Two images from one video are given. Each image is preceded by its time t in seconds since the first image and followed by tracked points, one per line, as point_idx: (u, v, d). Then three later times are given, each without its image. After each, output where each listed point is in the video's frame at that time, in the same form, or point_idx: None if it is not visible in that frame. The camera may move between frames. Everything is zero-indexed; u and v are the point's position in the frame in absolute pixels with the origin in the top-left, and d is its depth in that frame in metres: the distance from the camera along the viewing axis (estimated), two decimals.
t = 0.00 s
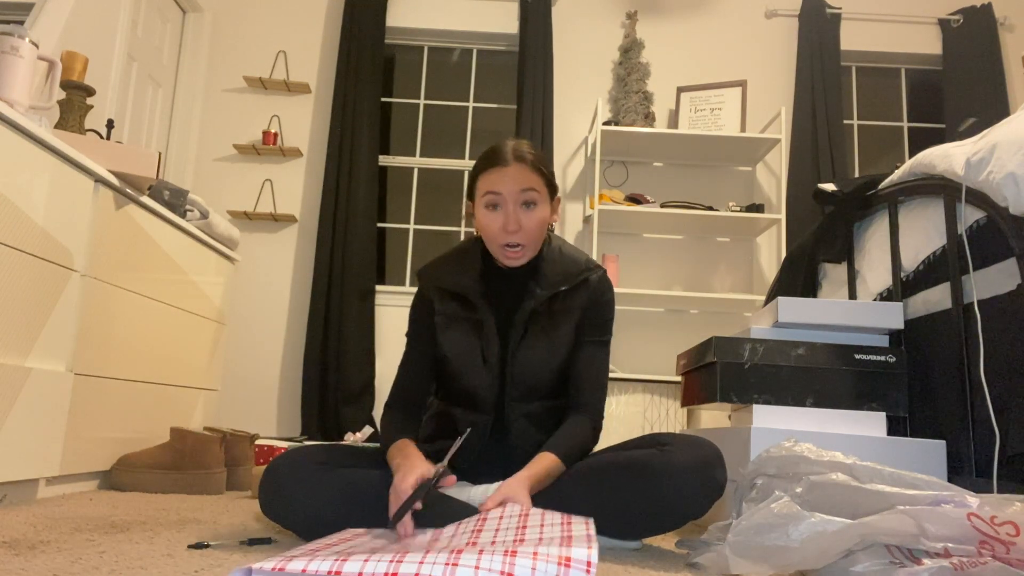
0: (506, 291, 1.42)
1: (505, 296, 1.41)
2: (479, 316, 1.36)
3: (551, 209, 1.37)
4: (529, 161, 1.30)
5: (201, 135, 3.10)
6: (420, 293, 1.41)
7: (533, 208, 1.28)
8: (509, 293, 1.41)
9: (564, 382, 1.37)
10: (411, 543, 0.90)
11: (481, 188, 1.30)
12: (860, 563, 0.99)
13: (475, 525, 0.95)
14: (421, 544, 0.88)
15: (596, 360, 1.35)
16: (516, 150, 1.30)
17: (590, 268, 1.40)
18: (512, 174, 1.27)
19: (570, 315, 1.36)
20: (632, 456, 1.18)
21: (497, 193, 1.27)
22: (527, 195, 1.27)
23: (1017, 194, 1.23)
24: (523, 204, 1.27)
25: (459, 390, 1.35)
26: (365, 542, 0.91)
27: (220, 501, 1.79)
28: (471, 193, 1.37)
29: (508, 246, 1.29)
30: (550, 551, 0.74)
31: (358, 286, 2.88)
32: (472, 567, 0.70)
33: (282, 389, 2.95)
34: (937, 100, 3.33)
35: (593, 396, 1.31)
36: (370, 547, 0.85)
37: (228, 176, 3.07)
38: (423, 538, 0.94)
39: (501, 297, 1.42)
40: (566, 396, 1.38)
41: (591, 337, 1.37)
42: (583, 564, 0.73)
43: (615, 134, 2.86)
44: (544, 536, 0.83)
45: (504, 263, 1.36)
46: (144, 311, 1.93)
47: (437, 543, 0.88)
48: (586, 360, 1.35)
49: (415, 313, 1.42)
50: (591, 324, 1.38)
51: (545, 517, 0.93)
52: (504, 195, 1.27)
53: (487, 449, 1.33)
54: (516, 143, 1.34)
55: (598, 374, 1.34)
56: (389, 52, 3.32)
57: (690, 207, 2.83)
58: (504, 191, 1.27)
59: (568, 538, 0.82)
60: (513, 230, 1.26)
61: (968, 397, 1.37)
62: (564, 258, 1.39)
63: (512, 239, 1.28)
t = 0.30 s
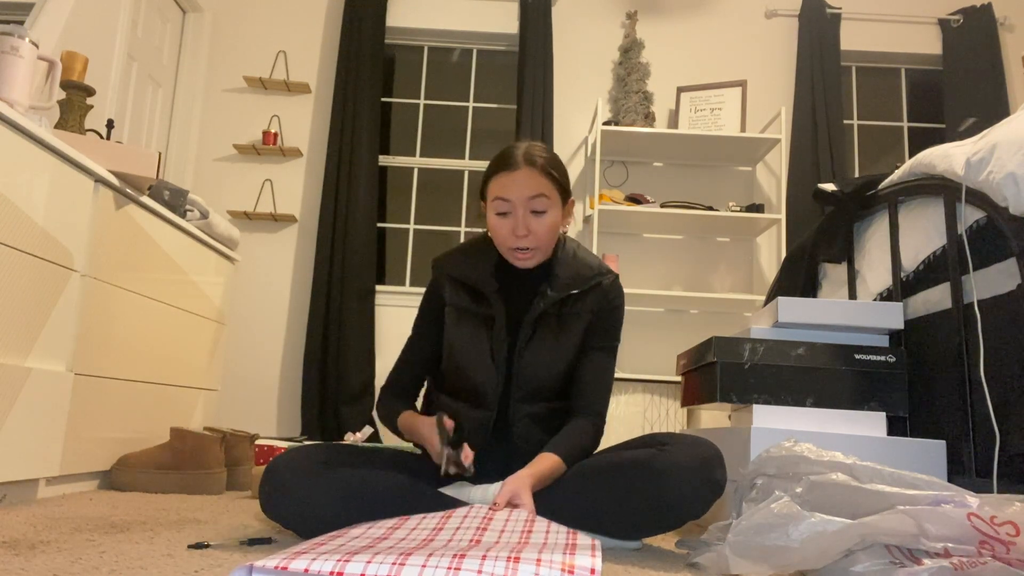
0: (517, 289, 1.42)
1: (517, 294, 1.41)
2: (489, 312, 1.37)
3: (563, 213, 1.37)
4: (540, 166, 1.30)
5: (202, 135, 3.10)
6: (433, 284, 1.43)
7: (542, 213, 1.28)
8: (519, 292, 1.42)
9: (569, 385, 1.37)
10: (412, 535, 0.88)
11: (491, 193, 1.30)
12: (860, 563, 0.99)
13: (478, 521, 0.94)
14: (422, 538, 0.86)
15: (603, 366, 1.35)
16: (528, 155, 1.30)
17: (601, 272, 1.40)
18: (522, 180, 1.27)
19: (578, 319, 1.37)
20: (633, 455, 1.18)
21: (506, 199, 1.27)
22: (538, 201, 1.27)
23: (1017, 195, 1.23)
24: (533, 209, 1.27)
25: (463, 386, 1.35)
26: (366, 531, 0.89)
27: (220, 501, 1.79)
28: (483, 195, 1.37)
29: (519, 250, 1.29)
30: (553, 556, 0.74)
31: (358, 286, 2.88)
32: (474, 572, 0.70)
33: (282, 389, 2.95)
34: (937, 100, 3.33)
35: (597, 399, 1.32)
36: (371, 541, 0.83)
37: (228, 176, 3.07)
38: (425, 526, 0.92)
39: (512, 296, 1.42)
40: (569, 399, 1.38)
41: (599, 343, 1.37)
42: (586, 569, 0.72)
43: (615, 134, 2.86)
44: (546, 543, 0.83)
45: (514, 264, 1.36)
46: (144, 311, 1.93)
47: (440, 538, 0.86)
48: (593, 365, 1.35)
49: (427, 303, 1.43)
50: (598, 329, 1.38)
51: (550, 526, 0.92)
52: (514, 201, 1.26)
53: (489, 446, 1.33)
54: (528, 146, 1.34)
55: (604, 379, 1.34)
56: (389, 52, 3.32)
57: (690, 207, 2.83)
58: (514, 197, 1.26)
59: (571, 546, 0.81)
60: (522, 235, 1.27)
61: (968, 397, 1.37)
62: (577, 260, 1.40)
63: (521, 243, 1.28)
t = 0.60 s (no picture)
0: (514, 290, 1.42)
1: (513, 295, 1.42)
2: (486, 313, 1.37)
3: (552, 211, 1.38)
4: (526, 160, 1.30)
5: (201, 135, 3.10)
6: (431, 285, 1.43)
7: (530, 207, 1.28)
8: (516, 293, 1.42)
9: (566, 386, 1.37)
10: (418, 529, 0.87)
11: (479, 190, 1.30)
12: (860, 563, 1.00)
13: (485, 514, 0.93)
14: (427, 534, 0.85)
15: (598, 369, 1.35)
16: (514, 150, 1.30)
17: (597, 272, 1.40)
18: (508, 174, 1.27)
19: (574, 320, 1.37)
20: (633, 455, 1.18)
21: (493, 194, 1.27)
22: (524, 194, 1.27)
23: (1017, 195, 1.23)
24: (521, 203, 1.27)
25: (462, 388, 1.35)
26: (372, 525, 0.88)
27: (220, 501, 1.79)
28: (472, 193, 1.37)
29: (508, 245, 1.29)
30: (554, 555, 0.74)
31: (358, 285, 2.88)
32: (474, 573, 0.70)
33: (282, 389, 2.95)
34: (937, 100, 3.33)
35: (595, 400, 1.32)
36: (375, 538, 0.83)
37: (228, 176, 3.07)
38: (433, 521, 0.91)
39: (509, 297, 1.42)
40: (565, 402, 1.37)
41: (596, 344, 1.37)
42: (588, 570, 0.72)
43: (615, 134, 2.86)
44: (549, 541, 0.83)
45: (506, 261, 1.36)
46: (145, 311, 1.93)
47: (445, 534, 0.86)
48: (590, 365, 1.35)
49: (425, 306, 1.44)
50: (595, 329, 1.38)
51: (556, 521, 0.91)
52: (501, 196, 1.27)
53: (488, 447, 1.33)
54: (515, 143, 1.35)
55: (601, 380, 1.34)
56: (389, 52, 3.32)
57: (690, 207, 2.83)
58: (500, 192, 1.27)
59: (575, 544, 0.81)
60: (510, 230, 1.27)
61: (968, 397, 1.37)
62: (572, 260, 1.40)
63: (509, 238, 1.28)
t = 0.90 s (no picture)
0: (512, 290, 1.42)
1: (512, 295, 1.42)
2: (484, 313, 1.37)
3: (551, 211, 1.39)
4: (523, 162, 1.30)
5: (201, 135, 3.10)
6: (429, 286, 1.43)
7: (528, 209, 1.28)
8: (515, 293, 1.42)
9: (565, 386, 1.37)
10: (418, 529, 0.88)
11: (476, 192, 1.30)
12: (860, 563, 1.00)
13: (485, 515, 0.93)
14: (427, 535, 0.86)
15: (596, 369, 1.35)
16: (511, 152, 1.30)
17: (594, 271, 1.40)
18: (505, 177, 1.27)
19: (572, 320, 1.36)
20: (633, 456, 1.19)
21: (491, 197, 1.27)
22: (522, 197, 1.27)
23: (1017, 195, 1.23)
24: (518, 206, 1.27)
25: (461, 389, 1.35)
26: (371, 525, 0.88)
27: (220, 501, 1.79)
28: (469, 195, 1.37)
29: (505, 247, 1.29)
30: (554, 556, 0.74)
31: (359, 285, 2.88)
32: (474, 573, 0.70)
33: (282, 389, 2.95)
34: (937, 100, 3.33)
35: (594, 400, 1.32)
36: (375, 538, 0.83)
37: (228, 176, 3.07)
38: (432, 519, 0.91)
39: (507, 297, 1.42)
40: (565, 403, 1.37)
41: (594, 343, 1.37)
42: (588, 571, 0.72)
43: (615, 134, 2.86)
44: (549, 543, 0.83)
45: (503, 263, 1.36)
46: (145, 311, 1.93)
47: (445, 535, 0.86)
48: (588, 365, 1.35)
49: (424, 307, 1.44)
50: (594, 328, 1.38)
51: (556, 523, 0.91)
52: (498, 198, 1.26)
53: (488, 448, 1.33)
54: (512, 144, 1.35)
55: (599, 380, 1.34)
56: (389, 52, 3.32)
57: (690, 207, 2.83)
58: (498, 194, 1.26)
59: (576, 545, 0.81)
60: (508, 232, 1.27)
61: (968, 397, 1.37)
62: (570, 260, 1.39)
63: (507, 240, 1.28)
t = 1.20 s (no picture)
0: (511, 290, 1.42)
1: (510, 295, 1.42)
2: (483, 314, 1.37)
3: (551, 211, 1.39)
4: (522, 164, 1.30)
5: (201, 135, 3.10)
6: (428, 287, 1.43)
7: (527, 211, 1.28)
8: (513, 293, 1.42)
9: (564, 385, 1.37)
10: (418, 531, 0.88)
11: (476, 193, 1.30)
12: (860, 563, 1.00)
13: (485, 518, 0.93)
14: (427, 537, 0.86)
15: (595, 369, 1.35)
16: (511, 153, 1.30)
17: (592, 270, 1.40)
18: (504, 178, 1.27)
19: (570, 319, 1.36)
20: (632, 456, 1.19)
21: (490, 198, 1.27)
22: (521, 198, 1.27)
23: (1017, 195, 1.23)
24: (517, 207, 1.27)
25: (461, 389, 1.35)
26: (371, 527, 0.88)
27: (220, 501, 1.79)
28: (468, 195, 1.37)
29: (505, 248, 1.29)
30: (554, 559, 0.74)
31: (359, 285, 2.88)
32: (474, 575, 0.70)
33: (282, 389, 2.95)
34: (937, 100, 3.33)
35: (592, 399, 1.32)
36: (376, 540, 0.83)
37: (228, 176, 3.07)
38: (432, 522, 0.91)
39: (506, 297, 1.42)
40: (563, 403, 1.37)
41: (592, 342, 1.37)
42: (588, 572, 0.72)
43: (615, 134, 2.86)
44: (549, 546, 0.82)
45: (501, 263, 1.36)
46: (145, 311, 1.93)
47: (444, 537, 0.85)
48: (586, 365, 1.35)
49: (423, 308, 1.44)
50: (592, 328, 1.38)
51: (556, 527, 0.91)
52: (497, 199, 1.27)
53: (488, 448, 1.33)
54: (511, 145, 1.35)
55: (598, 379, 1.34)
56: (389, 53, 3.32)
57: (690, 207, 2.83)
58: (497, 195, 1.26)
59: (575, 549, 0.81)
60: (507, 233, 1.27)
61: (968, 397, 1.37)
62: (568, 260, 1.40)
63: (506, 241, 1.28)
